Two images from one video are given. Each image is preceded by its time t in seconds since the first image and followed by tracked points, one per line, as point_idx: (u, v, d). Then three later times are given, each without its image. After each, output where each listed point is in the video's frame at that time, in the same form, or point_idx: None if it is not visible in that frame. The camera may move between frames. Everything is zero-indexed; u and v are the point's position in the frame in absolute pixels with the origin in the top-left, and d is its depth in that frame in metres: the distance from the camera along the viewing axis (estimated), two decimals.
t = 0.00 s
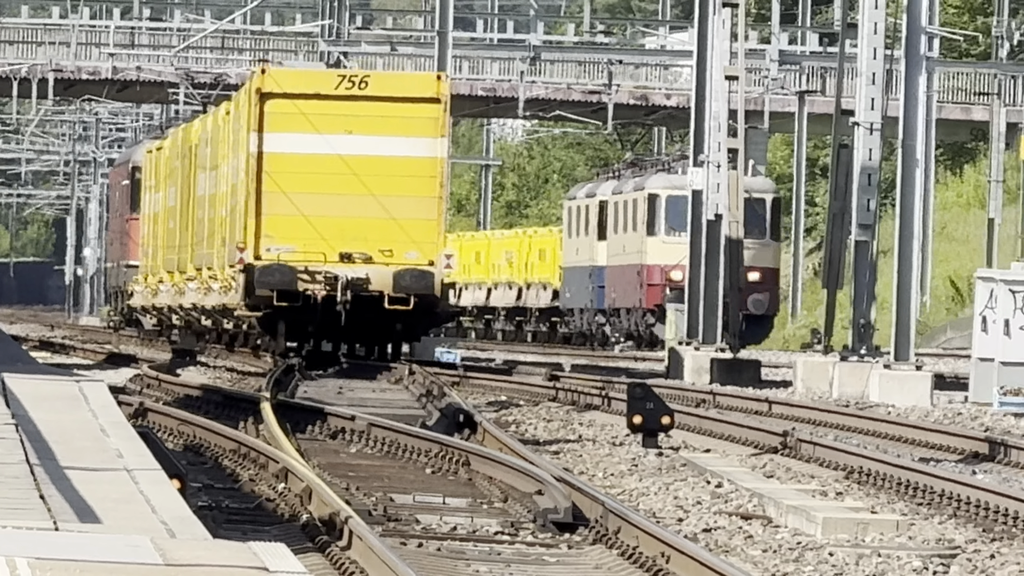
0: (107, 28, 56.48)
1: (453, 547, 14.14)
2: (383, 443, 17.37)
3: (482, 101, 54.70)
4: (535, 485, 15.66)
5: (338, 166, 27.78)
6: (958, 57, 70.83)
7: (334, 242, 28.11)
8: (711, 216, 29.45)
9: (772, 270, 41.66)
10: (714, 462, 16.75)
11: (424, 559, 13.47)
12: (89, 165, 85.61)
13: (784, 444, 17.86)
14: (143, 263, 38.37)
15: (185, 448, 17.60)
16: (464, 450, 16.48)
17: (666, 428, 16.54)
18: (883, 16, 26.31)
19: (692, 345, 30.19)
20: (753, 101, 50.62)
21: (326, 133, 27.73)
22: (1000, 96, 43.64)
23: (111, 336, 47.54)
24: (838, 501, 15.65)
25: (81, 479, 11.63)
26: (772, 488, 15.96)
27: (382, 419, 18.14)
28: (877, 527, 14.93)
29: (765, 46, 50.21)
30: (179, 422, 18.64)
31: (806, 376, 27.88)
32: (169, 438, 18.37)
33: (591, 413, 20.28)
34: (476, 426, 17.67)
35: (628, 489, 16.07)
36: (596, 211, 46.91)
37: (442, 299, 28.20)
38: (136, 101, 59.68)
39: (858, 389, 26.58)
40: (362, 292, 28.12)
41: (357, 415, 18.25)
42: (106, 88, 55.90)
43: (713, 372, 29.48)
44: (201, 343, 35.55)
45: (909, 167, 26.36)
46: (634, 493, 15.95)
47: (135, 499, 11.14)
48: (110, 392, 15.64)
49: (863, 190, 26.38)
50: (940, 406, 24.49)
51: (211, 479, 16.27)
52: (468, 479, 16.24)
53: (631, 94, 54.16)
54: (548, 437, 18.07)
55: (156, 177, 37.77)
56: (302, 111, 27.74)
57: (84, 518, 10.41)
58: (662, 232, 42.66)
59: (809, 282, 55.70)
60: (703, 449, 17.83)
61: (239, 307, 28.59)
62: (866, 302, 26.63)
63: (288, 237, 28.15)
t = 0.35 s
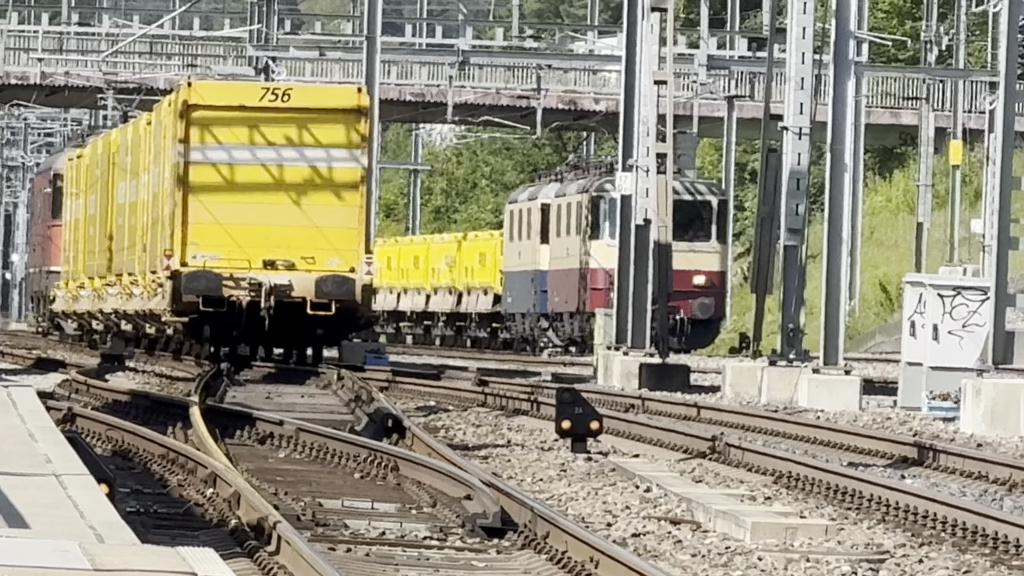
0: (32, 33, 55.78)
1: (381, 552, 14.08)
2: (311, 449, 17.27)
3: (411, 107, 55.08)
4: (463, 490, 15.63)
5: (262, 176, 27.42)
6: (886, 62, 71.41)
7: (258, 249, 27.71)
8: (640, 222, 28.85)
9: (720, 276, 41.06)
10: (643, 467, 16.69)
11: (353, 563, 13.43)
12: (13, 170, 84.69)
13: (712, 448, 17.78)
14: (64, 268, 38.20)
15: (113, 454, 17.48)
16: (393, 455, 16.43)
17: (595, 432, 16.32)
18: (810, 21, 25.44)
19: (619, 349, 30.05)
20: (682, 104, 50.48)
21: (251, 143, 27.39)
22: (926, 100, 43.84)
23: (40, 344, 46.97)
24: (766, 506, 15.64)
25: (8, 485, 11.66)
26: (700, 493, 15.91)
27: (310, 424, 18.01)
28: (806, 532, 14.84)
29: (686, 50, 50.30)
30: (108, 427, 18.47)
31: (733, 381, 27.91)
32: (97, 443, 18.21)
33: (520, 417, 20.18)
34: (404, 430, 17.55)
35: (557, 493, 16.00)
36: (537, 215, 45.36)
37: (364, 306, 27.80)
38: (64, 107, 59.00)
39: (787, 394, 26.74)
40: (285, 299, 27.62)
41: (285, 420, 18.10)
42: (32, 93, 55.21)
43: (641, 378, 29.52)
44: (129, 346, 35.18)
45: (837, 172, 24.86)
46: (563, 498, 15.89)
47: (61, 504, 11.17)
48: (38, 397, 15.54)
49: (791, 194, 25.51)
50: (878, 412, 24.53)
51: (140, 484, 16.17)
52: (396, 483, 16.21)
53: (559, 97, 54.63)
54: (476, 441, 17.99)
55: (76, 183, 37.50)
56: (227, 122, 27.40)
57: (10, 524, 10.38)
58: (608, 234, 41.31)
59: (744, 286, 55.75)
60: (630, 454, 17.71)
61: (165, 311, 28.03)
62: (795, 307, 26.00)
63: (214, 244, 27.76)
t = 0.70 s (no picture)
0: None
1: (325, 560, 13.99)
2: (255, 458, 17.23)
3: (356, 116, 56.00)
4: (407, 498, 15.59)
5: (200, 189, 27.48)
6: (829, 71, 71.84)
7: (198, 259, 27.75)
8: (584, 230, 28.30)
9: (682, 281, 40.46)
10: (587, 475, 16.66)
11: (298, 569, 13.35)
12: None
13: (657, 456, 17.77)
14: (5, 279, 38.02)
15: (58, 464, 17.38)
16: (337, 463, 16.41)
17: (538, 441, 16.27)
18: (755, 30, 24.65)
19: (564, 359, 28.86)
20: (627, 111, 50.52)
21: (189, 157, 27.45)
22: (870, 108, 43.45)
23: None
24: (711, 514, 15.62)
25: None
26: (644, 501, 15.91)
27: (254, 433, 17.95)
28: (749, 539, 14.81)
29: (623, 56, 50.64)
30: (52, 437, 18.35)
31: (677, 389, 27.35)
32: (41, 453, 18.09)
33: (464, 424, 20.14)
34: (348, 437, 17.52)
35: (502, 502, 15.95)
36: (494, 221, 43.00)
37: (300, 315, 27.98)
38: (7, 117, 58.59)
39: (731, 403, 25.32)
40: (223, 309, 27.75)
41: (230, 430, 18.03)
42: None
43: (585, 386, 28.30)
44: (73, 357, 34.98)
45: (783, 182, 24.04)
46: (508, 506, 15.84)
47: (6, 515, 11.25)
48: None
49: (735, 203, 24.86)
50: (830, 419, 24.57)
51: (84, 492, 16.03)
52: (341, 492, 16.16)
53: (504, 105, 55.66)
54: (418, 450, 17.94)
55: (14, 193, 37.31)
56: (166, 136, 27.45)
57: None
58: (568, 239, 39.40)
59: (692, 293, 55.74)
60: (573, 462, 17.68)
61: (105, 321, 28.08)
62: (739, 315, 25.00)
63: (154, 255, 27.78)
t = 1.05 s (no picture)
0: None
1: (292, 567, 13.90)
2: (223, 466, 17.22)
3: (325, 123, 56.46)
4: (375, 506, 15.56)
5: (159, 201, 27.73)
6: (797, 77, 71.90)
7: (158, 269, 27.98)
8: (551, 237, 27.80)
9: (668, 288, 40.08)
10: (555, 482, 16.62)
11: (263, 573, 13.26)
12: None
13: (625, 465, 17.72)
14: None
15: (26, 472, 17.36)
16: (305, 471, 16.38)
17: (506, 449, 16.18)
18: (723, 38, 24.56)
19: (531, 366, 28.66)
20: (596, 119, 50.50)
21: (149, 169, 27.66)
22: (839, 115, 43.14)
23: None
24: (679, 521, 15.61)
25: None
26: (611, 509, 15.88)
27: (222, 441, 17.93)
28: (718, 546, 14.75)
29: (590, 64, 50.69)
30: (20, 446, 18.33)
31: (645, 397, 26.82)
32: (9, 462, 18.07)
33: (431, 433, 20.11)
34: (315, 445, 17.48)
35: (469, 510, 15.91)
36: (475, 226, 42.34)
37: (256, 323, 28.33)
38: None
39: (699, 410, 25.74)
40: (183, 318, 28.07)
41: (197, 438, 18.00)
42: None
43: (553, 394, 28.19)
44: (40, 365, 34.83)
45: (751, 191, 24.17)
46: (475, 514, 15.81)
47: None
48: None
49: (703, 210, 25.07)
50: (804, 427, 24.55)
51: (51, 502, 15.97)
52: (308, 500, 16.14)
53: (470, 114, 56.59)
54: (386, 458, 17.91)
55: None
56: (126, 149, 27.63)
57: None
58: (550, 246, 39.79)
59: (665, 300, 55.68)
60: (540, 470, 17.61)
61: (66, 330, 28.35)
62: (707, 322, 25.19)
63: (115, 265, 27.99)
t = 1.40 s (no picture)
0: None
1: None
2: (204, 474, 17.21)
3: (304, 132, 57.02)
4: (357, 514, 15.56)
5: (131, 213, 28.58)
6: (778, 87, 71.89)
7: (130, 280, 28.81)
8: (532, 246, 27.48)
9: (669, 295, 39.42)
10: (536, 491, 16.61)
11: None
12: None
13: (606, 473, 17.73)
14: None
15: (6, 481, 17.35)
16: (286, 480, 16.37)
17: (487, 458, 16.16)
18: (703, 46, 24.59)
19: (512, 375, 28.41)
20: (577, 127, 50.58)
21: (121, 183, 28.50)
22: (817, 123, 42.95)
23: None
24: (660, 530, 15.60)
25: None
26: (594, 518, 15.86)
27: (204, 451, 17.90)
28: (699, 556, 14.66)
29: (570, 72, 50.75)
30: (2, 455, 18.35)
31: (626, 406, 26.58)
32: None
33: (412, 441, 20.11)
34: (296, 455, 17.47)
35: (450, 518, 15.90)
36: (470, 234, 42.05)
37: (225, 331, 29.36)
38: None
39: (680, 419, 25.29)
40: (155, 326, 28.95)
41: (179, 447, 17.99)
42: None
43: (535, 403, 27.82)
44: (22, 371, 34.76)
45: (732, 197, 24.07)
46: (456, 523, 15.80)
47: None
48: None
49: (683, 220, 24.90)
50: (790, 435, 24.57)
51: (33, 511, 15.94)
52: (290, 509, 16.14)
53: (451, 123, 57.45)
54: (368, 467, 17.89)
55: None
56: (100, 164, 28.49)
57: None
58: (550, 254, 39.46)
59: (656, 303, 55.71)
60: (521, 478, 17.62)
61: (42, 338, 29.20)
62: (688, 330, 24.79)
63: (89, 275, 28.84)
